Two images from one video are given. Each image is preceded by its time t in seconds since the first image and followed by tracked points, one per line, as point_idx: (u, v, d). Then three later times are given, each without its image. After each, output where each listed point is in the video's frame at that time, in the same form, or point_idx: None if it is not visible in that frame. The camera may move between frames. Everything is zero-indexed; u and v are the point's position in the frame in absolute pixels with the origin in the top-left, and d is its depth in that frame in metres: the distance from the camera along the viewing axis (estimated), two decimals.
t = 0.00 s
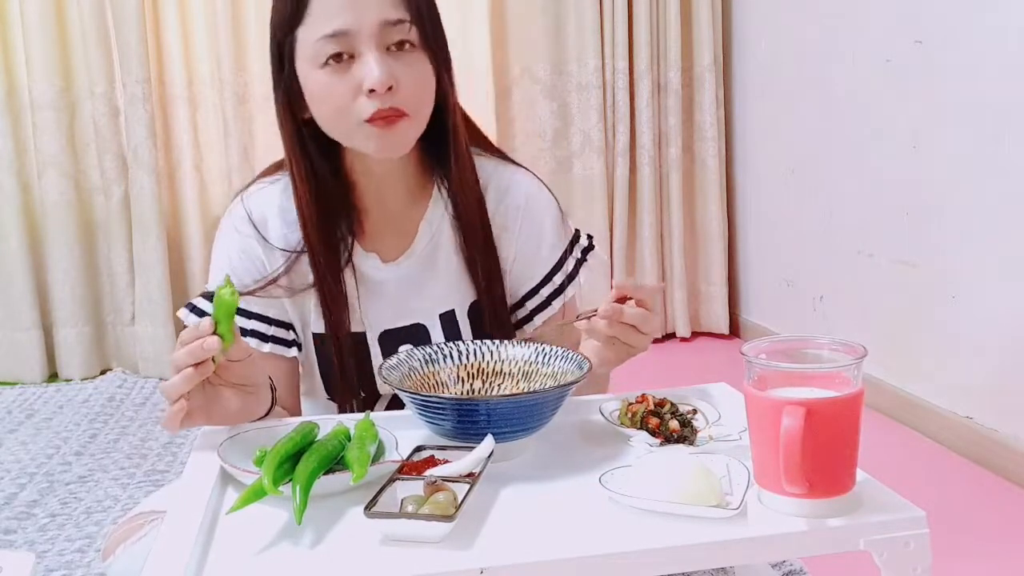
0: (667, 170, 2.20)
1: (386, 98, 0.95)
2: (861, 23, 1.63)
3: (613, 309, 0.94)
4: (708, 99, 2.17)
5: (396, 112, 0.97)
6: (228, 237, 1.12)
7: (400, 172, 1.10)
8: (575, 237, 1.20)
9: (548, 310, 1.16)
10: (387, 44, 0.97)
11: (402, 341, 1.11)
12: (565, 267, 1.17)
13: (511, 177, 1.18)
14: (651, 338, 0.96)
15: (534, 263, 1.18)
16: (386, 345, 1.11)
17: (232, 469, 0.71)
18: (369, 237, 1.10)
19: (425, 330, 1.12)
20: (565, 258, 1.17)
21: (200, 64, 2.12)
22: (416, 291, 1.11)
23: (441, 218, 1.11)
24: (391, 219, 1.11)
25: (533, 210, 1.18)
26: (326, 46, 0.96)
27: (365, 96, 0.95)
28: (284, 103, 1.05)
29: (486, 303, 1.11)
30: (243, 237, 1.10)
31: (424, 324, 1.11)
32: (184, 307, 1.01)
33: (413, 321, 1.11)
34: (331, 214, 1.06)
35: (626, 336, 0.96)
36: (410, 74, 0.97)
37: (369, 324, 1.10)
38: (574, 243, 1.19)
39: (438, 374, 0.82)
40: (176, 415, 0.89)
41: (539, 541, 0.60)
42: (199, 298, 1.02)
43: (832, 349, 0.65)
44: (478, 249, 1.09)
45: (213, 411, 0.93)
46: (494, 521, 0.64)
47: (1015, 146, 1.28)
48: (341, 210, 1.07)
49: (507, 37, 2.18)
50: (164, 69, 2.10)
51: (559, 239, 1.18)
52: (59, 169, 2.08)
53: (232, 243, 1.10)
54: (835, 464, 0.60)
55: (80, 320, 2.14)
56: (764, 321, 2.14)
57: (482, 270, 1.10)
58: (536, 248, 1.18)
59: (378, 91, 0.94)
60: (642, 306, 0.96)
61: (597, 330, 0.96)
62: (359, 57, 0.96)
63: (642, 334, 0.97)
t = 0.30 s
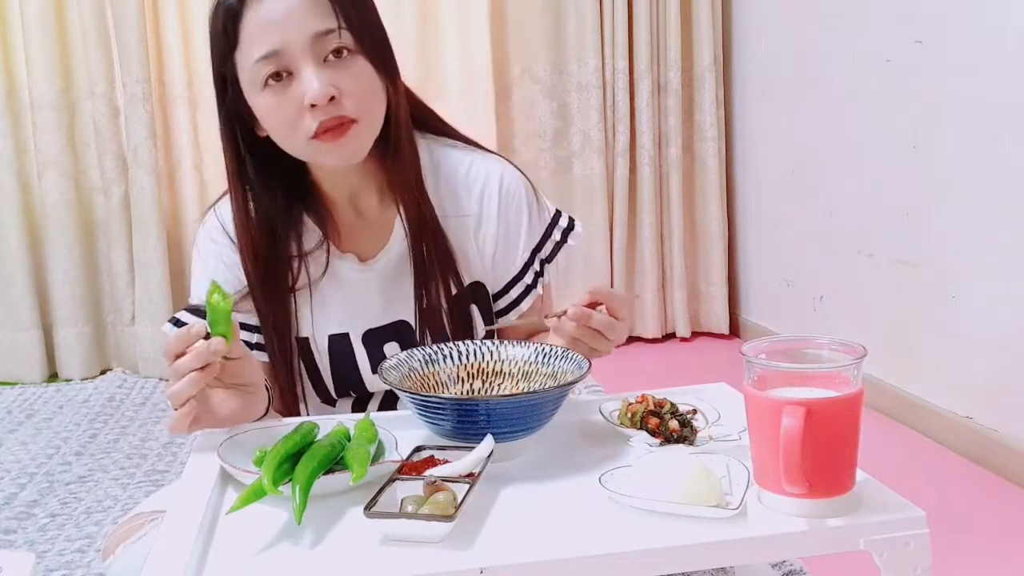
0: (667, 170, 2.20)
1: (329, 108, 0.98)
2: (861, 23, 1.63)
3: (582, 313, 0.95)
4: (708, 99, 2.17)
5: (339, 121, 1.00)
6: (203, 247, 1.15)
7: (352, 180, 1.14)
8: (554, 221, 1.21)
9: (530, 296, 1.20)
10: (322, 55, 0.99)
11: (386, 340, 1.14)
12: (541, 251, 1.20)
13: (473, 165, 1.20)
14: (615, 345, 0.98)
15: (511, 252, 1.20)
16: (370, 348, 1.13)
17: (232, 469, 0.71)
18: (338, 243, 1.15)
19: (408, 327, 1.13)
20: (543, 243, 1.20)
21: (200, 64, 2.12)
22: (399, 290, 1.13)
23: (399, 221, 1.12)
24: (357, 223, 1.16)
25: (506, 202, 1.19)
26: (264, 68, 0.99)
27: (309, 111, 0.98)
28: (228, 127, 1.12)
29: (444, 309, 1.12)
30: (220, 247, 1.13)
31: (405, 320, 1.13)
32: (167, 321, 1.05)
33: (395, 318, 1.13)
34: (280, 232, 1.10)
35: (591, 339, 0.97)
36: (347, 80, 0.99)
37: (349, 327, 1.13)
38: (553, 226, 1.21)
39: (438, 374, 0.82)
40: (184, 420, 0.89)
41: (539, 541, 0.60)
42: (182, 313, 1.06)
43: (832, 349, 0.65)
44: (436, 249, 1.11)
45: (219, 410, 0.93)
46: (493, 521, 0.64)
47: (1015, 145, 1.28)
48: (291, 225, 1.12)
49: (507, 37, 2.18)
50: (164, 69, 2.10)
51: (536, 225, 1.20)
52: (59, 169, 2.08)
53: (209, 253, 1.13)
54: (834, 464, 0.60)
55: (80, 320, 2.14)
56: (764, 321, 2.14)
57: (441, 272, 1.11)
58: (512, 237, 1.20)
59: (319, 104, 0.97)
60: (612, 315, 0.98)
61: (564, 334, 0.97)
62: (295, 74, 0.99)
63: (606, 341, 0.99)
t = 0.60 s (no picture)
0: (667, 170, 2.20)
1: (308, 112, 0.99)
2: (860, 24, 1.63)
3: (569, 288, 0.99)
4: (708, 99, 2.17)
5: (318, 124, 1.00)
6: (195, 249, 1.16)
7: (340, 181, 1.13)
8: (544, 214, 1.20)
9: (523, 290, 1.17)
10: (302, 58, 0.99)
11: (380, 336, 1.13)
12: (533, 244, 1.18)
13: (458, 158, 1.20)
14: (602, 314, 1.02)
15: (502, 247, 1.19)
16: (364, 346, 1.13)
17: (232, 469, 0.71)
18: (328, 243, 1.15)
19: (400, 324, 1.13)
20: (535, 234, 1.18)
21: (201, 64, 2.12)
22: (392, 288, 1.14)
23: (387, 222, 1.12)
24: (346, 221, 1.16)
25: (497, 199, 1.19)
26: (243, 69, 1.00)
27: (288, 114, 0.99)
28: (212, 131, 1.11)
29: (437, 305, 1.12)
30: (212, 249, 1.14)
31: (397, 317, 1.13)
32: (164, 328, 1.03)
33: (388, 316, 1.13)
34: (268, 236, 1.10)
35: (578, 311, 1.02)
36: (326, 83, 0.99)
37: (343, 326, 1.13)
38: (543, 218, 1.20)
39: (438, 374, 0.82)
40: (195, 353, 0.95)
41: (539, 541, 0.60)
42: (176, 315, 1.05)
43: (832, 349, 0.65)
44: (422, 246, 1.11)
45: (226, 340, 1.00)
46: (493, 521, 0.64)
47: (1015, 146, 1.28)
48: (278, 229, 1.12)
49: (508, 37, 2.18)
50: (164, 69, 2.10)
51: (526, 219, 1.20)
52: (60, 169, 2.08)
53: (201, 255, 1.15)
54: (835, 464, 0.60)
55: (80, 320, 2.14)
56: (764, 320, 2.14)
57: (428, 270, 1.11)
58: (500, 232, 1.19)
59: (296, 108, 0.98)
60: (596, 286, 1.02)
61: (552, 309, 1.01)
62: (274, 75, 0.99)
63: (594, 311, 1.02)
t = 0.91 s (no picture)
0: (667, 170, 2.20)
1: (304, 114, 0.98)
2: (861, 24, 1.63)
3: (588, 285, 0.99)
4: (708, 99, 2.17)
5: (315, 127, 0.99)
6: (197, 249, 1.16)
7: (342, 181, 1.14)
8: (543, 219, 1.19)
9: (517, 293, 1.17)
10: (301, 61, 0.99)
11: (382, 336, 1.13)
12: (529, 249, 1.18)
13: (458, 160, 1.21)
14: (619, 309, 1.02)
15: (498, 249, 1.19)
16: (364, 346, 1.13)
17: (232, 468, 0.71)
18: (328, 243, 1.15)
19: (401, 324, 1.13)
20: (531, 240, 1.18)
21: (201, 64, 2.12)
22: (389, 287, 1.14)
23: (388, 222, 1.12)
24: (346, 222, 1.16)
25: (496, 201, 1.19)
26: (242, 70, 0.99)
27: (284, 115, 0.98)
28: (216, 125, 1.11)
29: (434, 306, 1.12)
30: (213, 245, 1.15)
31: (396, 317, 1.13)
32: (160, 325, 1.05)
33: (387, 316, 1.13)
34: (270, 234, 1.10)
35: (597, 309, 1.02)
36: (324, 86, 0.99)
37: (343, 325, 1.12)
38: (543, 222, 1.19)
39: (438, 374, 0.82)
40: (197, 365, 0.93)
41: (540, 542, 0.60)
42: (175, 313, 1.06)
43: (832, 349, 0.65)
44: (420, 247, 1.10)
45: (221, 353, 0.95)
46: (493, 521, 0.64)
47: (1015, 146, 1.28)
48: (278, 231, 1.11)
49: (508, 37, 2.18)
50: (164, 69, 2.10)
51: (524, 222, 1.20)
52: (59, 169, 2.08)
53: (202, 253, 1.15)
54: (835, 464, 0.60)
55: (80, 320, 2.14)
56: (764, 320, 2.14)
57: (426, 272, 1.11)
58: (497, 235, 1.20)
59: (293, 110, 0.97)
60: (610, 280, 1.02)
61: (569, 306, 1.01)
62: (272, 77, 0.99)
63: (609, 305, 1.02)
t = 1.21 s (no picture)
0: (667, 170, 2.20)
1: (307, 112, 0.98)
2: (861, 24, 1.63)
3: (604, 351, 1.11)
4: (708, 99, 2.17)
5: (318, 124, 1.00)
6: (195, 250, 1.16)
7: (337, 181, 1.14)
8: (540, 212, 1.21)
9: (518, 287, 1.18)
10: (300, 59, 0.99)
11: (381, 336, 1.14)
12: (528, 242, 1.20)
13: (451, 157, 1.20)
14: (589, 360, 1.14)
15: (497, 243, 1.19)
16: (363, 346, 1.14)
17: (232, 468, 0.71)
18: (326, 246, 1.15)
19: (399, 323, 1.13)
20: (530, 233, 1.20)
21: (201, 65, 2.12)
22: (387, 287, 1.14)
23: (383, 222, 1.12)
24: (341, 223, 1.16)
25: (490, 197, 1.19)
26: (242, 71, 0.99)
27: (286, 112, 0.98)
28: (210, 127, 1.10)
29: (432, 304, 1.12)
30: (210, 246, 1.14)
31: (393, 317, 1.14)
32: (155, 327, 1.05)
33: (385, 316, 1.14)
34: (266, 236, 1.10)
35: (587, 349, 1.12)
36: (325, 84, 0.99)
37: (342, 326, 1.13)
38: (538, 216, 1.21)
39: (438, 374, 0.82)
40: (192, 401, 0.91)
41: (540, 541, 0.60)
42: (172, 316, 1.05)
43: (831, 349, 0.65)
44: (416, 246, 1.10)
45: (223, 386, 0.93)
46: (493, 521, 0.64)
47: (1015, 146, 1.28)
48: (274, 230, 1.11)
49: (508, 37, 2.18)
50: (164, 69, 2.10)
51: (521, 216, 1.20)
52: (60, 169, 2.08)
53: (200, 254, 1.14)
54: (835, 464, 0.60)
55: (80, 320, 2.14)
56: (764, 321, 2.14)
57: (422, 270, 1.11)
58: (494, 229, 1.19)
59: (296, 107, 0.98)
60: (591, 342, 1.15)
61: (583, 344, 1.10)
62: (274, 76, 0.99)
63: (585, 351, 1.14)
